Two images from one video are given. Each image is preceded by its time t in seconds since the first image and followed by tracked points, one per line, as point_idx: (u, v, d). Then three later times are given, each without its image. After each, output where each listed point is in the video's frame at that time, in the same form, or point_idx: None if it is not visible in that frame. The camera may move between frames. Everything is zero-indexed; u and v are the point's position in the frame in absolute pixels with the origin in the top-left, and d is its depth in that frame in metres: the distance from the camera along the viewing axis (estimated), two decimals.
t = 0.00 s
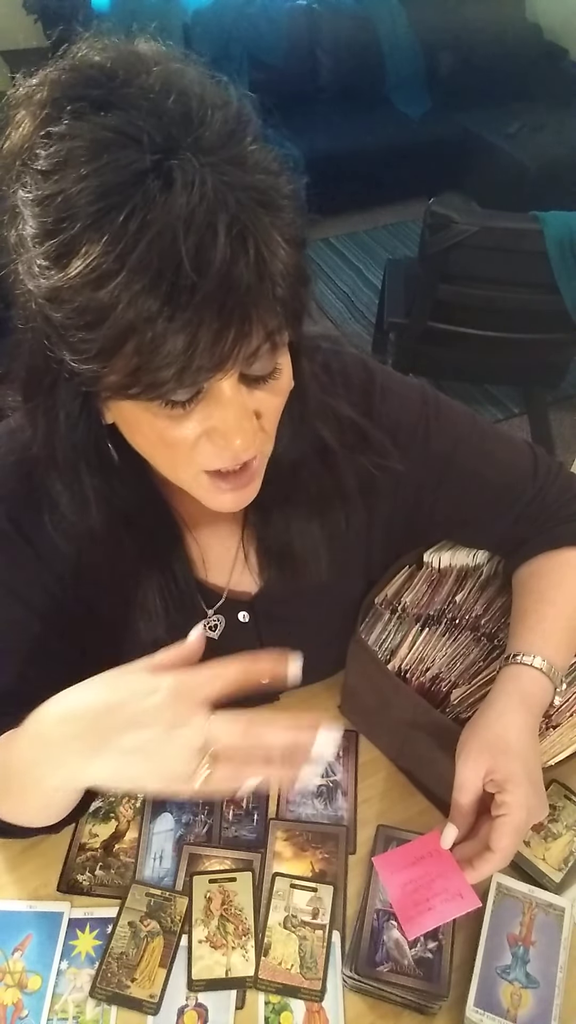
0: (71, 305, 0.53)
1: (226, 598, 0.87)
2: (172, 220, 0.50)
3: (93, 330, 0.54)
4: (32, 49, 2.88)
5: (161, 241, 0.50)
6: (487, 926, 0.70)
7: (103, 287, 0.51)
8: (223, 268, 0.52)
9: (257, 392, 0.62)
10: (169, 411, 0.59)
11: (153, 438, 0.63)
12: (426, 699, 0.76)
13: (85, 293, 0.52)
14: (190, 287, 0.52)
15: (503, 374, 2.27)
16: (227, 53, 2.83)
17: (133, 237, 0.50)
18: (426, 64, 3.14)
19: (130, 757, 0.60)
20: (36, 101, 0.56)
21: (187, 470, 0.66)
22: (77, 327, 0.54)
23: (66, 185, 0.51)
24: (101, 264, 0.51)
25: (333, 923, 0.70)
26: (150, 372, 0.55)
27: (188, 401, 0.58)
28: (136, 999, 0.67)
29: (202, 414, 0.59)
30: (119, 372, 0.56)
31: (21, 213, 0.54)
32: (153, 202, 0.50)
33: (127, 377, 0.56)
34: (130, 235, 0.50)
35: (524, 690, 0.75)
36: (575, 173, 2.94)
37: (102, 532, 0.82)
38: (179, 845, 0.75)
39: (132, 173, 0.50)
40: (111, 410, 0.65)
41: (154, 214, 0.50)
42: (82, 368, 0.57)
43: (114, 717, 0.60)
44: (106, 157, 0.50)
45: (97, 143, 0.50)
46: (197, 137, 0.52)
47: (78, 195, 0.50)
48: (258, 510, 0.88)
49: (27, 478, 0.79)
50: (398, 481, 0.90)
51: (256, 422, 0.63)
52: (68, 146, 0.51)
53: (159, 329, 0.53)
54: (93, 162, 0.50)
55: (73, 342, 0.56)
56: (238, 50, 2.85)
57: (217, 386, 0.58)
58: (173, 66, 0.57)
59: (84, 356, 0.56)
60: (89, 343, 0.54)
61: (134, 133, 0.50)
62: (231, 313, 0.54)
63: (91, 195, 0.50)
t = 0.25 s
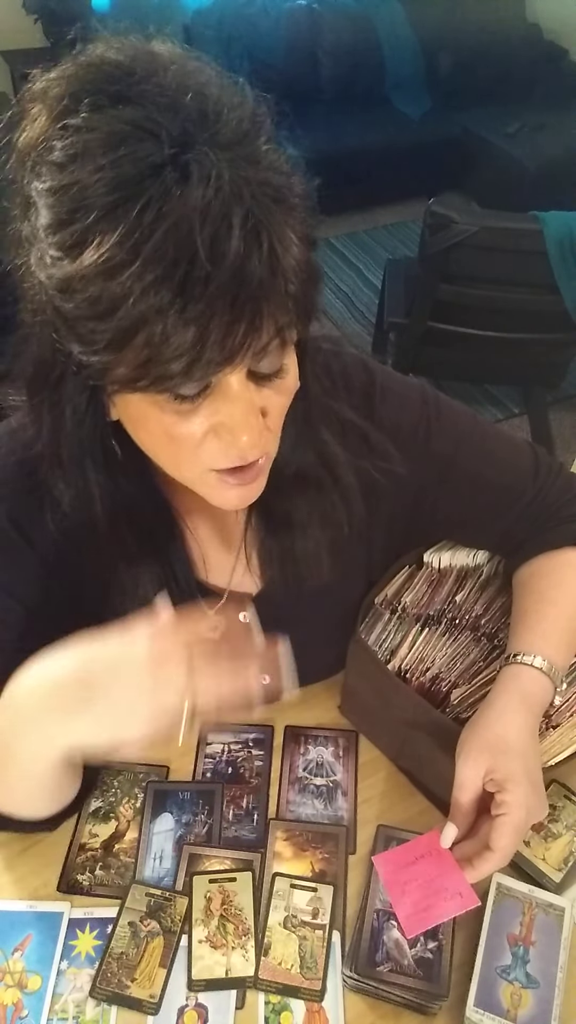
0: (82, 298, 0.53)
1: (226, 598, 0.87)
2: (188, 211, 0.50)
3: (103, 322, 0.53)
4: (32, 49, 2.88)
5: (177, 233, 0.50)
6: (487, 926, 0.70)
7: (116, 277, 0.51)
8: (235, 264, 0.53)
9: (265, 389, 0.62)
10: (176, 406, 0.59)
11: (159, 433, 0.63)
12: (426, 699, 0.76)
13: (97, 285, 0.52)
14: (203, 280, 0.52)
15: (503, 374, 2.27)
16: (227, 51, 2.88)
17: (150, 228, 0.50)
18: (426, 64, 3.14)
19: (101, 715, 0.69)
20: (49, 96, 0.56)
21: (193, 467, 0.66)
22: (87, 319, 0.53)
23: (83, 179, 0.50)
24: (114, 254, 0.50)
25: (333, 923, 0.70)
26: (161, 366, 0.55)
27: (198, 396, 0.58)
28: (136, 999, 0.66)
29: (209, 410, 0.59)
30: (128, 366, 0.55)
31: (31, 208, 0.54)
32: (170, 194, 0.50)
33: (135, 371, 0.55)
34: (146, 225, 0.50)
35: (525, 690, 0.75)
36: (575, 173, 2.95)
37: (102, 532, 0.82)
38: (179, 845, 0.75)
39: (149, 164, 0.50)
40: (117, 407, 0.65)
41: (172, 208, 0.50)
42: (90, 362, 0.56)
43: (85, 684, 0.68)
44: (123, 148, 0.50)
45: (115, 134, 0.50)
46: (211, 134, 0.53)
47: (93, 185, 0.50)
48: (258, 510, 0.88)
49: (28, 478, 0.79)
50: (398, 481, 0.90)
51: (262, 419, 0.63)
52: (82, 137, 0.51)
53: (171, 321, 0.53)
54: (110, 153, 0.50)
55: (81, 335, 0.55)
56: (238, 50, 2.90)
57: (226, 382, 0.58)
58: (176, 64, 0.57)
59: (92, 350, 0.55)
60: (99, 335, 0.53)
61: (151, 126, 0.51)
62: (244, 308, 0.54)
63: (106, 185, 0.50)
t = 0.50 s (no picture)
0: (80, 245, 0.56)
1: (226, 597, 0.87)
2: (182, 161, 0.53)
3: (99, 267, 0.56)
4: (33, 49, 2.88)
5: (169, 177, 0.53)
6: (487, 926, 0.70)
7: (111, 220, 0.54)
8: (225, 219, 0.55)
9: (258, 359, 0.63)
10: (168, 362, 0.61)
11: (150, 399, 0.64)
12: (426, 699, 0.76)
13: (93, 229, 0.54)
14: (193, 224, 0.54)
15: (503, 374, 2.28)
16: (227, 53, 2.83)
17: (144, 172, 0.53)
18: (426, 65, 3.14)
19: (81, 644, 0.65)
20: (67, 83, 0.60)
21: (183, 442, 0.67)
22: (86, 267, 0.56)
23: (92, 138, 0.54)
24: (112, 196, 0.53)
25: (333, 923, 0.70)
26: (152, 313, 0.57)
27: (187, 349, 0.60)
28: (136, 999, 0.66)
29: (199, 372, 0.61)
30: (122, 315, 0.57)
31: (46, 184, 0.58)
32: (169, 147, 0.53)
33: (128, 322, 0.58)
34: (142, 170, 0.53)
35: (524, 690, 0.75)
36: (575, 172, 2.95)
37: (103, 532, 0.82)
38: (179, 845, 0.75)
39: (151, 122, 0.53)
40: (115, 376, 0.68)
41: (168, 163, 0.53)
42: (88, 314, 0.59)
43: (57, 602, 0.64)
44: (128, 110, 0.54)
45: (123, 100, 0.54)
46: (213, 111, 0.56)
47: (100, 139, 0.54)
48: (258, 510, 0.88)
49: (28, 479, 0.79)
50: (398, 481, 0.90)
51: (252, 390, 0.64)
52: (93, 104, 0.55)
53: (161, 264, 0.54)
54: (118, 114, 0.54)
55: (81, 286, 0.58)
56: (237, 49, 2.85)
57: (216, 338, 0.60)
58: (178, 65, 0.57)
59: (90, 298, 0.58)
60: (94, 278, 0.56)
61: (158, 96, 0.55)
62: (235, 261, 0.56)
63: (112, 139, 0.53)
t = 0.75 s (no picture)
0: (86, 216, 0.58)
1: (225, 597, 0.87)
2: (184, 133, 0.55)
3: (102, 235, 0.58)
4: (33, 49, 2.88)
5: (172, 147, 0.55)
6: (487, 926, 0.70)
7: (114, 187, 0.56)
8: (224, 187, 0.56)
9: (258, 335, 0.64)
10: (167, 335, 0.62)
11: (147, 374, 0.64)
12: (425, 699, 0.76)
13: (97, 197, 0.57)
14: (192, 192, 0.56)
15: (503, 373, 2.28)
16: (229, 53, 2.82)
17: (148, 141, 0.55)
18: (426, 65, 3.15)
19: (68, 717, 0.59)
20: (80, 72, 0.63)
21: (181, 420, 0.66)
22: (89, 235, 0.58)
23: (99, 115, 0.57)
24: (116, 165, 0.55)
25: (333, 923, 0.70)
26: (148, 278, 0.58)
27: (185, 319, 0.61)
28: (136, 999, 0.67)
29: (198, 345, 0.62)
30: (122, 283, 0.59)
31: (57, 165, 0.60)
32: (172, 120, 0.55)
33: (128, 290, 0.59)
34: (146, 140, 0.55)
35: (524, 689, 0.75)
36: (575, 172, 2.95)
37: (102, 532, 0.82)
38: (178, 845, 0.75)
39: (157, 99, 0.56)
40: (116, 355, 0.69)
41: (168, 134, 0.55)
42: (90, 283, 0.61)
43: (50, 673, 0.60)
44: (137, 89, 0.56)
45: (132, 79, 0.57)
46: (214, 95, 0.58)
47: (108, 114, 0.56)
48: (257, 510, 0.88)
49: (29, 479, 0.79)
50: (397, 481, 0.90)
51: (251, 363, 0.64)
52: (104, 85, 0.57)
53: (160, 229, 0.56)
54: (126, 92, 0.56)
55: (84, 255, 0.59)
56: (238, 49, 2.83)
57: (215, 309, 0.61)
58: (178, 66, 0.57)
59: (91, 267, 0.59)
60: (97, 246, 0.58)
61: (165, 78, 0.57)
62: (233, 232, 0.58)
63: (120, 114, 0.56)
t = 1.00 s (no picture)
0: (96, 231, 0.58)
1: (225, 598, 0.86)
2: (198, 152, 0.54)
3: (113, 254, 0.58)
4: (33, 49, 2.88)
5: (186, 169, 0.54)
6: (487, 926, 0.70)
7: (127, 207, 0.56)
8: (238, 212, 0.56)
9: (266, 359, 0.65)
10: (175, 352, 0.63)
11: (155, 385, 0.66)
12: (425, 699, 0.76)
13: (109, 215, 0.56)
14: (205, 216, 0.55)
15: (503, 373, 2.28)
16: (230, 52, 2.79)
17: (163, 161, 0.54)
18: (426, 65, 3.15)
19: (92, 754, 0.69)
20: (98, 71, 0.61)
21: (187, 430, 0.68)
22: (101, 253, 0.58)
23: (112, 127, 0.56)
24: (130, 184, 0.55)
25: (333, 923, 0.70)
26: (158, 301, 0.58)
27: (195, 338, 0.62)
28: (136, 999, 0.67)
29: (205, 365, 0.63)
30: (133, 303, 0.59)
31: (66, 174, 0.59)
32: (187, 140, 0.55)
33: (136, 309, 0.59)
34: (161, 159, 0.54)
35: (523, 689, 0.75)
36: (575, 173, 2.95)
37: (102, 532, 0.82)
38: (178, 845, 0.75)
39: (172, 113, 0.55)
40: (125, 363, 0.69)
41: (182, 157, 0.54)
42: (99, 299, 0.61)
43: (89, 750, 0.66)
44: (153, 100, 0.55)
45: (147, 90, 0.56)
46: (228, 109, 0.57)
47: (123, 129, 0.55)
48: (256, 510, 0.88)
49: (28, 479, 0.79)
50: (397, 481, 0.91)
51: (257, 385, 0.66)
52: (119, 95, 0.57)
53: (171, 252, 0.56)
54: (140, 105, 0.55)
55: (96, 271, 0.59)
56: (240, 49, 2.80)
57: (224, 331, 0.62)
58: (177, 66, 0.57)
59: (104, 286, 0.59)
60: (108, 263, 0.58)
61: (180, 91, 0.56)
62: (247, 254, 0.57)
63: (133, 128, 0.55)
